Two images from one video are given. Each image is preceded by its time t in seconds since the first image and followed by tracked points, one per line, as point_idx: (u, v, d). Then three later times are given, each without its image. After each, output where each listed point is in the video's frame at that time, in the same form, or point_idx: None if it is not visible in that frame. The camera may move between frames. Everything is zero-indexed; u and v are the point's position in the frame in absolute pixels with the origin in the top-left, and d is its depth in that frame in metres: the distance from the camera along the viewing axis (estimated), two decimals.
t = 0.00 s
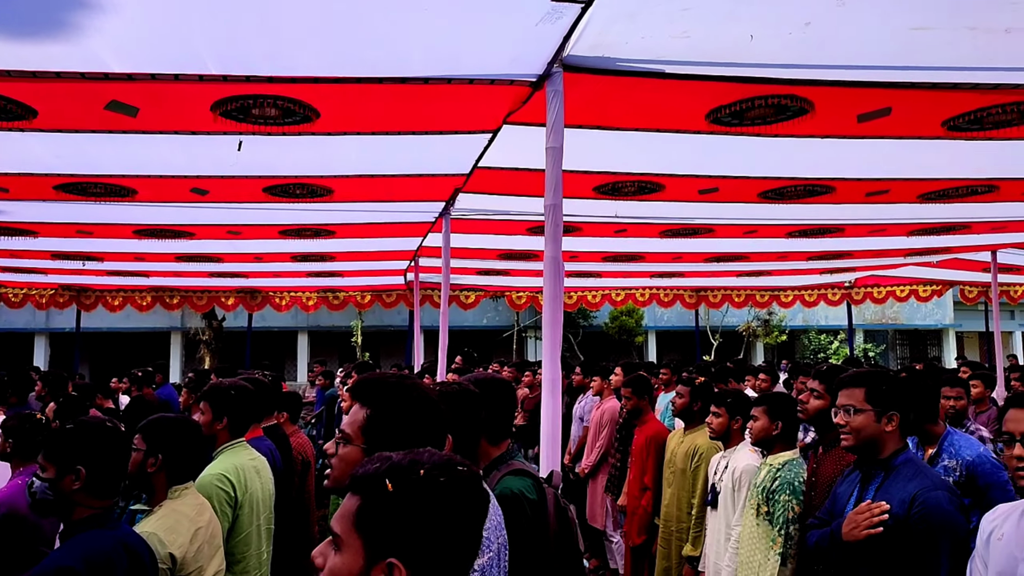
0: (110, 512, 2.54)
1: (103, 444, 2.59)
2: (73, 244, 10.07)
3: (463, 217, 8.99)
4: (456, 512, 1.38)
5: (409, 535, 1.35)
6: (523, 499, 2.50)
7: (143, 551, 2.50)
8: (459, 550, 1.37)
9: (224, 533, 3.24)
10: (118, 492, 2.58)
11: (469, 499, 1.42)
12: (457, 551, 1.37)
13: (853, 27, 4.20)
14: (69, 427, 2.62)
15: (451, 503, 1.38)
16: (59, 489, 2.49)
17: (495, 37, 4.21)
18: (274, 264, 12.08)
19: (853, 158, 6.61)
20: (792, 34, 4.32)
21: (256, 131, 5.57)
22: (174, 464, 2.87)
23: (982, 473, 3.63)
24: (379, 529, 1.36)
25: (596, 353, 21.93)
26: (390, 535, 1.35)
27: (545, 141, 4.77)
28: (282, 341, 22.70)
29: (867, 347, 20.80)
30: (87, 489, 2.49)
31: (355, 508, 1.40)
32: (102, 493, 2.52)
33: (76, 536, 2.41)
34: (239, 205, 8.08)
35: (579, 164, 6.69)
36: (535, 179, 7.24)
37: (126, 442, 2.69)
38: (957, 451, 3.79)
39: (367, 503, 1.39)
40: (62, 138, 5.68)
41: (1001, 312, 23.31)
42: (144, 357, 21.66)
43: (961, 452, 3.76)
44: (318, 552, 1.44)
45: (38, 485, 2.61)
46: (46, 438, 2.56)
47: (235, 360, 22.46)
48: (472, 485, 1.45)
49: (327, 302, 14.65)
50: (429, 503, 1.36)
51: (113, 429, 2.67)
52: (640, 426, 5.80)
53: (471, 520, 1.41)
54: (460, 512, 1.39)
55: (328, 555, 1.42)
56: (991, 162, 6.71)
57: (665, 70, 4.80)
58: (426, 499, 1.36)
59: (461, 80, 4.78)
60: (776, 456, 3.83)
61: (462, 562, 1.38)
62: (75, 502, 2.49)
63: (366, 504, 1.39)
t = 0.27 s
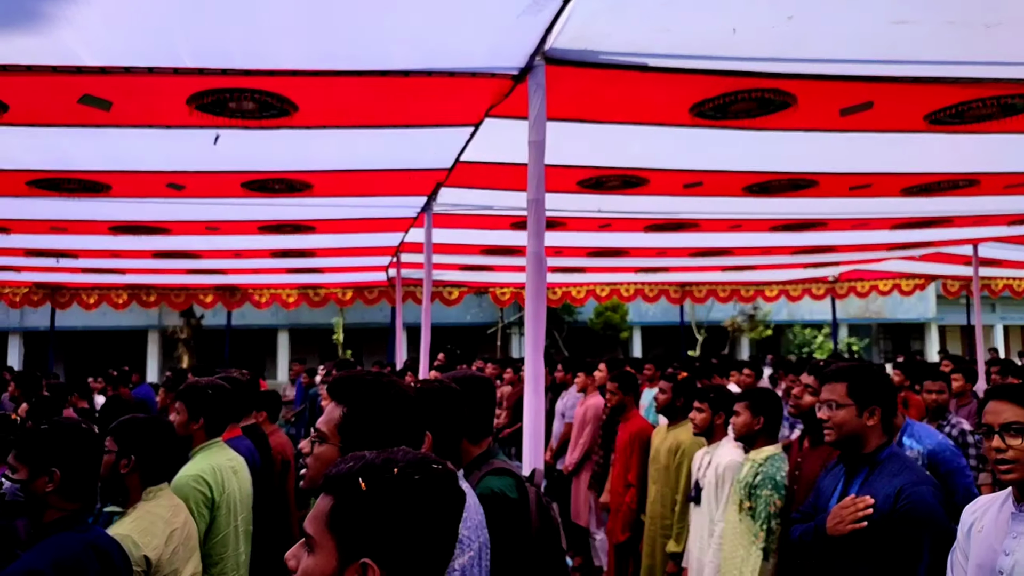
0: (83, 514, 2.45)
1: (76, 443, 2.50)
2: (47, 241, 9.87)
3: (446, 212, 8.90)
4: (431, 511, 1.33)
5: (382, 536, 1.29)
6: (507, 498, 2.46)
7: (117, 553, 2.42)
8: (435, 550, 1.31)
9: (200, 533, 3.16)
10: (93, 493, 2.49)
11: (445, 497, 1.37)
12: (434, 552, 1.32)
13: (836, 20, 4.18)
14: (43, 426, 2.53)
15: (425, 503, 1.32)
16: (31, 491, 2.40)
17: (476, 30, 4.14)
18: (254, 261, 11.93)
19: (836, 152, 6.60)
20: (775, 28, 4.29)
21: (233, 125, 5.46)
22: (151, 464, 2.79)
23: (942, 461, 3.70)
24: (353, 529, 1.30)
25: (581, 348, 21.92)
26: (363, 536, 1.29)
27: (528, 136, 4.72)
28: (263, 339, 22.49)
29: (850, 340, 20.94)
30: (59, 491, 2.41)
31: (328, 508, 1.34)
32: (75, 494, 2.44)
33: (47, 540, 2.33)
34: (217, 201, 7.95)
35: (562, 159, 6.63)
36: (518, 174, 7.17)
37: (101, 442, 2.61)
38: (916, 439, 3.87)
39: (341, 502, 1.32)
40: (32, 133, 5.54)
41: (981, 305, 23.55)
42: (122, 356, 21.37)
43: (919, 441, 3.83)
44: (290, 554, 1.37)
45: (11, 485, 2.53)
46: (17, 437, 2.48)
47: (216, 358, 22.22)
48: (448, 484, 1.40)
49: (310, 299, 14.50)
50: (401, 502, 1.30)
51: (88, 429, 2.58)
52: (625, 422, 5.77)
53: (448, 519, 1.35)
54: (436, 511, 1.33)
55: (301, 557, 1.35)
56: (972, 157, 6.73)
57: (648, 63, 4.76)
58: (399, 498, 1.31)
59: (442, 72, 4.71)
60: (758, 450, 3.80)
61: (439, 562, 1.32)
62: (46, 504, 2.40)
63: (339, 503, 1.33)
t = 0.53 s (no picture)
0: (73, 515, 2.49)
1: (67, 445, 2.55)
2: (39, 241, 9.88)
3: (437, 214, 8.95)
4: (418, 509, 1.38)
5: (372, 532, 1.33)
6: (493, 497, 2.51)
7: (107, 551, 2.47)
8: (421, 547, 1.37)
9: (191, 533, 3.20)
10: (83, 493, 2.53)
11: (431, 496, 1.42)
12: (420, 548, 1.37)
13: (821, 26, 4.25)
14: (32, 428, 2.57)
15: (413, 500, 1.38)
16: (21, 492, 2.44)
17: (466, 34, 4.19)
18: (246, 261, 11.95)
19: (823, 155, 6.69)
20: (762, 33, 4.35)
21: (225, 127, 5.50)
22: (140, 465, 2.83)
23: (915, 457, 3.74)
24: (341, 527, 1.34)
25: (572, 349, 21.99)
26: (353, 532, 1.34)
27: (518, 138, 4.77)
28: (256, 340, 22.50)
29: (838, 341, 21.10)
30: (49, 491, 2.45)
31: (317, 507, 1.38)
32: (65, 495, 2.48)
33: (37, 540, 2.37)
34: (209, 202, 7.97)
35: (553, 161, 6.69)
36: (509, 176, 7.22)
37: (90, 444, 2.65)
38: (891, 436, 3.93)
39: (329, 501, 1.37)
40: (25, 133, 5.56)
41: (968, 307, 23.78)
42: (114, 356, 21.34)
43: (894, 437, 3.88)
44: (279, 553, 1.42)
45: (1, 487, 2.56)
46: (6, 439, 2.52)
47: (208, 359, 22.21)
48: (434, 483, 1.45)
49: (302, 299, 14.51)
50: (394, 499, 1.36)
51: (77, 431, 2.62)
52: (614, 421, 5.85)
53: (433, 517, 1.41)
54: (423, 509, 1.39)
55: (290, 555, 1.40)
56: (958, 160, 6.83)
57: (637, 67, 4.82)
58: (388, 496, 1.36)
59: (433, 76, 4.76)
60: (746, 449, 3.86)
61: (425, 559, 1.38)
62: (36, 505, 2.44)
63: (328, 501, 1.37)
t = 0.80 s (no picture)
0: (50, 511, 2.47)
1: (44, 440, 2.52)
2: (19, 235, 9.76)
3: (423, 211, 8.94)
4: (393, 504, 1.38)
5: (348, 529, 1.33)
6: (473, 492, 2.52)
7: (83, 548, 2.44)
8: (399, 543, 1.38)
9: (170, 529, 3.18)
10: (60, 489, 2.50)
11: (406, 491, 1.43)
12: (397, 545, 1.37)
13: (805, 28, 4.28)
14: (9, 422, 2.54)
15: (388, 495, 1.38)
16: None
17: (453, 30, 4.18)
18: (230, 257, 11.87)
19: (806, 156, 6.74)
20: (747, 34, 4.38)
21: (209, 121, 5.46)
22: (118, 461, 2.81)
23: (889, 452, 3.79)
24: (314, 526, 1.34)
25: (557, 347, 22.03)
26: (328, 530, 1.33)
27: (504, 136, 4.77)
28: (239, 336, 22.37)
29: (820, 341, 21.29)
30: (25, 487, 2.42)
31: (290, 508, 1.38)
32: (41, 491, 2.45)
33: (12, 536, 2.34)
34: (193, 197, 7.91)
35: (539, 160, 6.70)
36: (495, 174, 7.23)
37: (67, 439, 2.62)
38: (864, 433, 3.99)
39: (301, 501, 1.37)
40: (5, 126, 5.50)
41: (947, 308, 24.07)
42: (95, 352, 21.14)
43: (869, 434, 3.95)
44: (253, 553, 1.41)
45: None
46: None
47: (191, 355, 22.05)
48: (409, 479, 1.46)
49: (286, 296, 14.44)
50: (371, 494, 1.36)
51: (55, 426, 2.59)
52: (597, 418, 5.89)
53: (411, 511, 1.42)
54: (398, 504, 1.39)
55: (264, 556, 1.39)
56: (939, 163, 6.90)
57: (623, 67, 4.84)
58: (362, 492, 1.36)
59: (419, 73, 4.75)
60: (727, 447, 3.90)
61: (402, 556, 1.38)
62: (12, 500, 2.41)
63: (300, 501, 1.37)
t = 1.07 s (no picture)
0: (26, 510, 2.42)
1: (23, 438, 2.46)
2: None
3: (407, 208, 8.90)
4: (360, 503, 1.36)
5: (316, 532, 1.31)
6: (456, 492, 2.55)
7: (61, 548, 2.41)
8: (368, 540, 1.37)
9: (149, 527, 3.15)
10: (38, 487, 2.46)
11: (371, 488, 1.41)
12: (366, 543, 1.36)
13: (788, 26, 4.30)
14: None
15: (354, 494, 1.36)
16: None
17: (437, 26, 4.16)
18: (212, 253, 11.77)
19: (789, 155, 6.78)
20: (730, 32, 4.39)
21: (190, 116, 5.40)
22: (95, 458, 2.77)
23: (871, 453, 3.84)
24: (282, 529, 1.32)
25: (541, 344, 22.07)
26: (297, 534, 1.31)
27: (488, 132, 4.76)
28: (222, 333, 22.21)
29: (802, 338, 21.48)
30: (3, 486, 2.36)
31: (254, 513, 1.36)
32: (19, 490, 2.40)
33: None
34: (174, 192, 7.83)
35: (523, 156, 6.69)
36: (479, 170, 7.21)
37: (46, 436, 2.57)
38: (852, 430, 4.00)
39: (265, 505, 1.35)
40: None
41: (926, 305, 24.37)
42: (75, 349, 20.90)
43: (854, 431, 3.95)
44: (221, 560, 1.39)
45: None
46: None
47: (173, 352, 21.86)
48: (374, 474, 1.44)
49: (270, 293, 14.35)
50: (336, 494, 1.34)
51: (32, 424, 2.54)
52: (581, 415, 5.91)
53: (377, 507, 1.40)
54: (363, 502, 1.37)
55: (233, 562, 1.38)
56: (919, 161, 6.97)
57: (607, 64, 4.84)
58: (328, 493, 1.33)
59: (403, 68, 4.72)
60: (708, 444, 3.92)
61: (370, 555, 1.37)
62: None
63: (265, 504, 1.35)
